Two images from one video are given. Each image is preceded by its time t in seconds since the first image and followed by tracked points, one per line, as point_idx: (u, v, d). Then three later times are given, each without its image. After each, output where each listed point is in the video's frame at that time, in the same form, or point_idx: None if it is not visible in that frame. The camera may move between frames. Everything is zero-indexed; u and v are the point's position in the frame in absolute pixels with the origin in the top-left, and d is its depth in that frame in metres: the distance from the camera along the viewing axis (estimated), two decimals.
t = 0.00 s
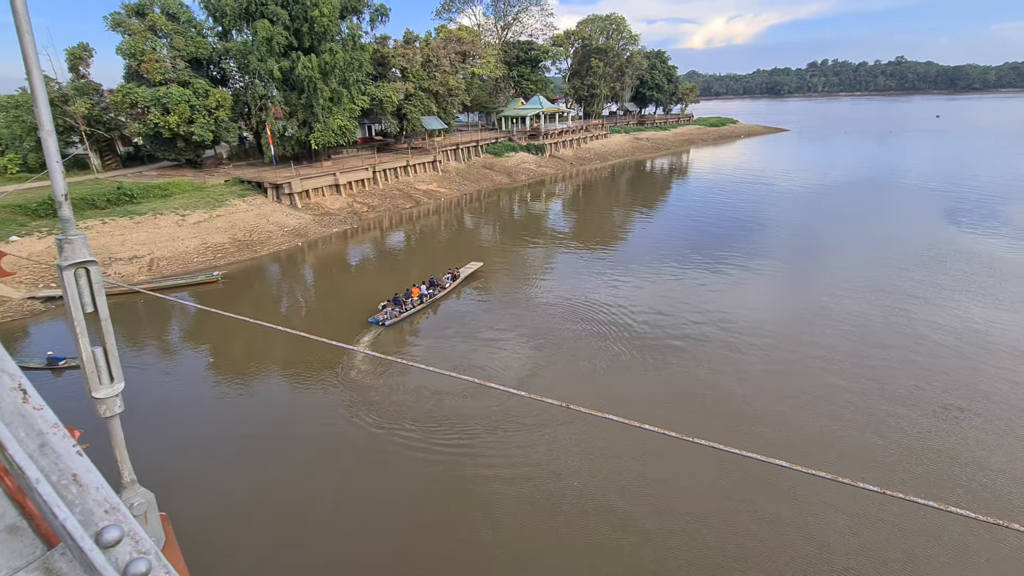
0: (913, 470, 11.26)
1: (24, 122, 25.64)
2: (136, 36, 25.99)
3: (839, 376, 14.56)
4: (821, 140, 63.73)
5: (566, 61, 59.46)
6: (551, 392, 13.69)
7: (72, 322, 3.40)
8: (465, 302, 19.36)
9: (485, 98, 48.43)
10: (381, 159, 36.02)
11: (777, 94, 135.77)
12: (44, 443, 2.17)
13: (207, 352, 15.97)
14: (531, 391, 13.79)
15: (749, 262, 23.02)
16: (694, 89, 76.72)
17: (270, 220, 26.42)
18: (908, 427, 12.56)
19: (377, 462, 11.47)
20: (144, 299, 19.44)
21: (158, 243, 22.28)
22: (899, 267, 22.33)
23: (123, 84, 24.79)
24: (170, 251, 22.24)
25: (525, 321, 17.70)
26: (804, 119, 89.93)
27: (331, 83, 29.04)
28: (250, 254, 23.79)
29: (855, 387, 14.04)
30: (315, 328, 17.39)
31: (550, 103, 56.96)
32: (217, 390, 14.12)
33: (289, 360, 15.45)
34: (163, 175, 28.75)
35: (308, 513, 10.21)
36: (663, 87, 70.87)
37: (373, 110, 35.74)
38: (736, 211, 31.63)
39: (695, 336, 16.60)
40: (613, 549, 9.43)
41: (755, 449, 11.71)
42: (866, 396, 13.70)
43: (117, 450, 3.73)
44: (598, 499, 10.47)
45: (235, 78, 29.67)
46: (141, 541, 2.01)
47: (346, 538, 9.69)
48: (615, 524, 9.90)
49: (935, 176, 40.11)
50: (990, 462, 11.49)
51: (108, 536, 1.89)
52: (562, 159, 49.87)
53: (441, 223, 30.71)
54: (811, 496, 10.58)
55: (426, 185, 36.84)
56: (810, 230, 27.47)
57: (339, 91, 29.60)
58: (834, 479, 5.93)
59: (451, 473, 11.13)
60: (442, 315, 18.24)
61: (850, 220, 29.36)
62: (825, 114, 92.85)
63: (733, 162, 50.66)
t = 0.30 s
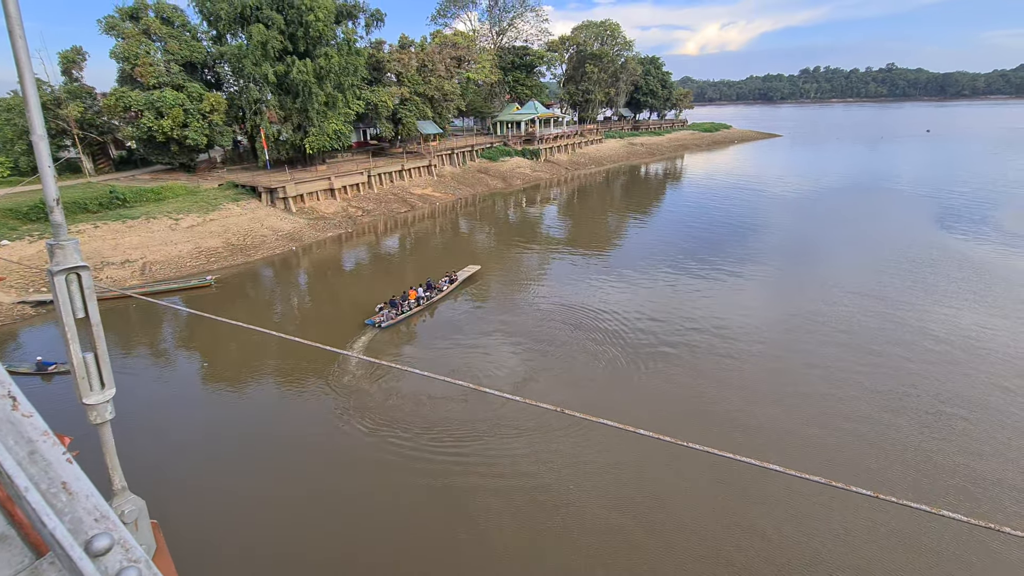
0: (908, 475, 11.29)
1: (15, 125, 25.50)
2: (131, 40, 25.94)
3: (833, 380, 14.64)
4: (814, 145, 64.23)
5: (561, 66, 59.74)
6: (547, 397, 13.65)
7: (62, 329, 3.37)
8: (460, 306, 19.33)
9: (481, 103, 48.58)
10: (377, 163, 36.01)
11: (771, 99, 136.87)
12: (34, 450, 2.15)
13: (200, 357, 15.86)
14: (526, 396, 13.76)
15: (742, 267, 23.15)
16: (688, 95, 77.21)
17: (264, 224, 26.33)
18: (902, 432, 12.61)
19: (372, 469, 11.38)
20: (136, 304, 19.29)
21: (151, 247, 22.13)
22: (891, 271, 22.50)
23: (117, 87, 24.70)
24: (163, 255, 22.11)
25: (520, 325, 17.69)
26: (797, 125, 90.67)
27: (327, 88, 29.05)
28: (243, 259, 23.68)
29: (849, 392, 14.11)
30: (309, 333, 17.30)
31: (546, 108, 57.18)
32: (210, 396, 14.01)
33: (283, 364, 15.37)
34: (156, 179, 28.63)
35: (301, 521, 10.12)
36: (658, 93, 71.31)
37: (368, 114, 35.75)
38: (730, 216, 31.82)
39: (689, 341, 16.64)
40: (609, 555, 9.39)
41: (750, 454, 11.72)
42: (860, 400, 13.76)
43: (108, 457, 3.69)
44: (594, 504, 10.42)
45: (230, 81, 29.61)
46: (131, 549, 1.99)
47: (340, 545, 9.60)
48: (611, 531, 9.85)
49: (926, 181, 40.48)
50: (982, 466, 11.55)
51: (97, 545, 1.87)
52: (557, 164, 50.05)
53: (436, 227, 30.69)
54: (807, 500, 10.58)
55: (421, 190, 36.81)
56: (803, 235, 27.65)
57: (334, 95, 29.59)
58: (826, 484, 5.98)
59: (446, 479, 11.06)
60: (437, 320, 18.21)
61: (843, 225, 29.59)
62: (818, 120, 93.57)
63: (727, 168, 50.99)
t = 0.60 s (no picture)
0: (903, 477, 11.33)
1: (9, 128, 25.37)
2: (126, 43, 25.85)
3: (828, 381, 14.71)
4: (808, 149, 64.66)
5: (557, 70, 59.96)
6: (543, 400, 13.62)
7: (55, 332, 3.34)
8: (456, 309, 19.33)
9: (477, 107, 48.63)
10: (373, 166, 36.01)
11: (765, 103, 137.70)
12: (28, 455, 2.14)
13: (195, 360, 15.79)
14: (522, 398, 13.78)
15: (737, 270, 23.25)
16: (683, 99, 77.62)
17: (260, 227, 26.26)
18: (897, 434, 12.65)
19: (368, 471, 11.35)
20: (131, 307, 19.18)
21: (145, 250, 22.02)
22: (884, 274, 22.68)
23: (112, 90, 24.64)
24: (157, 258, 22.00)
25: (516, 328, 17.72)
26: (792, 128, 91.19)
27: (323, 91, 29.02)
28: (239, 262, 23.60)
29: (844, 393, 14.19)
30: (304, 336, 17.23)
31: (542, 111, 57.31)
32: (205, 400, 13.92)
33: (278, 368, 15.32)
34: (151, 181, 28.53)
35: (297, 526, 10.04)
36: (653, 96, 71.65)
37: (364, 117, 35.76)
38: (725, 219, 31.99)
39: (685, 343, 16.70)
40: (606, 558, 9.35)
41: (746, 456, 11.76)
42: (854, 401, 13.86)
43: (102, 461, 3.66)
44: (591, 507, 10.39)
45: (226, 84, 29.57)
46: (125, 554, 1.98)
47: (336, 549, 9.53)
48: (608, 534, 9.83)
49: (919, 185, 40.79)
50: (977, 468, 11.60)
51: (92, 550, 1.85)
52: (553, 167, 50.21)
53: (432, 230, 30.68)
54: (804, 502, 10.58)
55: (417, 193, 36.83)
56: (798, 238, 27.81)
57: (330, 98, 29.59)
58: (822, 487, 6.03)
59: (442, 483, 11.01)
60: (433, 322, 18.21)
61: (836, 228, 29.82)
62: (813, 125, 94.17)
63: (722, 171, 51.22)
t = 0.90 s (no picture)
0: (898, 479, 11.39)
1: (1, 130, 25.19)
2: (120, 45, 25.73)
3: (823, 384, 14.81)
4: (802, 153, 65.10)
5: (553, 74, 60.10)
6: (540, 404, 13.59)
7: (49, 336, 3.32)
8: (453, 312, 19.31)
9: (473, 110, 48.71)
10: (369, 169, 35.99)
11: (759, 107, 138.51)
12: (21, 459, 2.32)
13: (189, 363, 15.71)
14: (518, 401, 13.78)
15: (732, 273, 23.35)
16: (678, 103, 77.98)
17: (255, 230, 26.17)
18: (892, 435, 12.71)
19: (364, 475, 11.33)
20: (124, 310, 19.07)
21: (139, 253, 21.90)
22: (878, 276, 22.84)
23: (105, 92, 24.62)
24: (151, 261, 21.88)
25: (512, 331, 17.73)
26: (786, 132, 91.74)
27: (318, 94, 29.00)
28: (234, 265, 23.51)
29: (838, 395, 14.27)
30: (300, 340, 17.17)
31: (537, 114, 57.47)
32: (199, 404, 13.83)
33: (273, 371, 15.25)
34: (145, 184, 28.39)
35: (292, 529, 10.01)
36: (649, 100, 71.96)
37: (360, 120, 35.74)
38: (720, 222, 32.13)
39: (681, 346, 16.74)
40: (604, 562, 9.33)
41: (742, 458, 11.80)
42: (849, 403, 13.94)
43: (96, 465, 3.62)
44: (589, 511, 10.37)
45: (220, 87, 29.49)
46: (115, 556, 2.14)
47: (332, 555, 9.45)
48: (606, 537, 9.81)
49: (912, 189, 41.13)
50: (970, 469, 11.69)
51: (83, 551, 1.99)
52: (549, 170, 50.31)
53: (428, 233, 30.68)
54: (801, 505, 10.60)
55: (413, 196, 36.83)
56: (792, 241, 27.97)
57: (326, 101, 29.57)
58: (818, 490, 6.09)
59: (439, 488, 10.96)
60: (429, 325, 18.20)
61: (830, 231, 30.03)
62: (808, 128, 94.74)
63: (717, 175, 51.49)
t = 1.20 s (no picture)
0: (896, 479, 11.43)
1: None
2: (119, 47, 25.70)
3: (821, 384, 14.85)
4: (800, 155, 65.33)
5: (551, 76, 60.25)
6: (538, 405, 13.61)
7: (49, 339, 3.32)
8: (452, 314, 19.32)
9: (471, 112, 48.79)
10: (367, 171, 36.02)
11: (757, 109, 138.95)
12: (26, 462, 2.46)
13: (187, 365, 15.69)
14: (517, 403, 13.79)
15: (730, 274, 23.42)
16: (676, 105, 78.21)
17: (253, 231, 26.15)
18: (889, 435, 12.77)
19: (363, 476, 11.34)
20: (122, 312, 19.04)
21: (137, 255, 21.87)
22: (875, 277, 22.93)
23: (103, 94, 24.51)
24: (149, 263, 21.85)
25: (511, 332, 17.76)
26: (783, 134, 92.02)
27: (317, 96, 29.04)
28: (232, 267, 23.49)
29: (836, 396, 14.33)
30: (298, 341, 17.16)
31: (535, 117, 57.58)
32: (197, 406, 13.82)
33: (271, 373, 15.25)
34: (143, 186, 28.34)
35: (291, 531, 10.01)
36: (647, 102, 72.18)
37: (359, 122, 35.77)
38: (718, 224, 32.24)
39: (679, 347, 16.78)
40: (604, 563, 9.34)
41: (740, 458, 11.84)
42: (847, 403, 13.99)
43: (96, 467, 3.62)
44: (588, 512, 10.38)
45: (219, 89, 29.49)
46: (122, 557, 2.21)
47: (331, 558, 9.43)
48: (606, 538, 9.82)
49: (909, 190, 41.30)
50: (967, 468, 11.76)
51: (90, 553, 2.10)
52: (547, 172, 50.39)
53: (427, 235, 30.73)
54: (799, 505, 10.63)
55: (412, 197, 36.85)
56: (790, 242, 28.07)
57: (324, 103, 29.58)
58: (815, 490, 6.08)
59: (438, 490, 10.95)
60: (428, 327, 18.21)
61: (827, 232, 30.16)
62: (805, 130, 95.01)
63: (715, 176, 51.64)
